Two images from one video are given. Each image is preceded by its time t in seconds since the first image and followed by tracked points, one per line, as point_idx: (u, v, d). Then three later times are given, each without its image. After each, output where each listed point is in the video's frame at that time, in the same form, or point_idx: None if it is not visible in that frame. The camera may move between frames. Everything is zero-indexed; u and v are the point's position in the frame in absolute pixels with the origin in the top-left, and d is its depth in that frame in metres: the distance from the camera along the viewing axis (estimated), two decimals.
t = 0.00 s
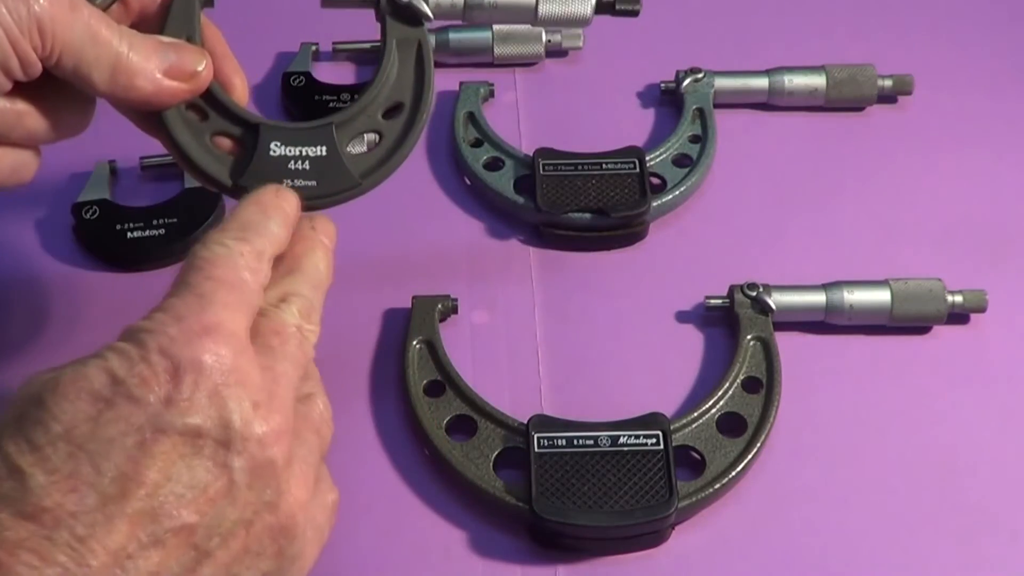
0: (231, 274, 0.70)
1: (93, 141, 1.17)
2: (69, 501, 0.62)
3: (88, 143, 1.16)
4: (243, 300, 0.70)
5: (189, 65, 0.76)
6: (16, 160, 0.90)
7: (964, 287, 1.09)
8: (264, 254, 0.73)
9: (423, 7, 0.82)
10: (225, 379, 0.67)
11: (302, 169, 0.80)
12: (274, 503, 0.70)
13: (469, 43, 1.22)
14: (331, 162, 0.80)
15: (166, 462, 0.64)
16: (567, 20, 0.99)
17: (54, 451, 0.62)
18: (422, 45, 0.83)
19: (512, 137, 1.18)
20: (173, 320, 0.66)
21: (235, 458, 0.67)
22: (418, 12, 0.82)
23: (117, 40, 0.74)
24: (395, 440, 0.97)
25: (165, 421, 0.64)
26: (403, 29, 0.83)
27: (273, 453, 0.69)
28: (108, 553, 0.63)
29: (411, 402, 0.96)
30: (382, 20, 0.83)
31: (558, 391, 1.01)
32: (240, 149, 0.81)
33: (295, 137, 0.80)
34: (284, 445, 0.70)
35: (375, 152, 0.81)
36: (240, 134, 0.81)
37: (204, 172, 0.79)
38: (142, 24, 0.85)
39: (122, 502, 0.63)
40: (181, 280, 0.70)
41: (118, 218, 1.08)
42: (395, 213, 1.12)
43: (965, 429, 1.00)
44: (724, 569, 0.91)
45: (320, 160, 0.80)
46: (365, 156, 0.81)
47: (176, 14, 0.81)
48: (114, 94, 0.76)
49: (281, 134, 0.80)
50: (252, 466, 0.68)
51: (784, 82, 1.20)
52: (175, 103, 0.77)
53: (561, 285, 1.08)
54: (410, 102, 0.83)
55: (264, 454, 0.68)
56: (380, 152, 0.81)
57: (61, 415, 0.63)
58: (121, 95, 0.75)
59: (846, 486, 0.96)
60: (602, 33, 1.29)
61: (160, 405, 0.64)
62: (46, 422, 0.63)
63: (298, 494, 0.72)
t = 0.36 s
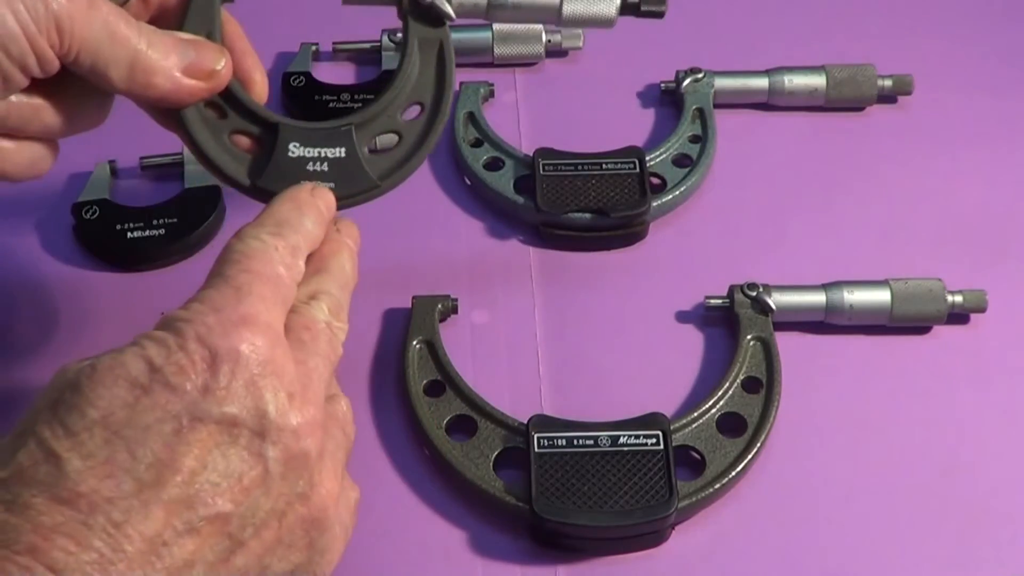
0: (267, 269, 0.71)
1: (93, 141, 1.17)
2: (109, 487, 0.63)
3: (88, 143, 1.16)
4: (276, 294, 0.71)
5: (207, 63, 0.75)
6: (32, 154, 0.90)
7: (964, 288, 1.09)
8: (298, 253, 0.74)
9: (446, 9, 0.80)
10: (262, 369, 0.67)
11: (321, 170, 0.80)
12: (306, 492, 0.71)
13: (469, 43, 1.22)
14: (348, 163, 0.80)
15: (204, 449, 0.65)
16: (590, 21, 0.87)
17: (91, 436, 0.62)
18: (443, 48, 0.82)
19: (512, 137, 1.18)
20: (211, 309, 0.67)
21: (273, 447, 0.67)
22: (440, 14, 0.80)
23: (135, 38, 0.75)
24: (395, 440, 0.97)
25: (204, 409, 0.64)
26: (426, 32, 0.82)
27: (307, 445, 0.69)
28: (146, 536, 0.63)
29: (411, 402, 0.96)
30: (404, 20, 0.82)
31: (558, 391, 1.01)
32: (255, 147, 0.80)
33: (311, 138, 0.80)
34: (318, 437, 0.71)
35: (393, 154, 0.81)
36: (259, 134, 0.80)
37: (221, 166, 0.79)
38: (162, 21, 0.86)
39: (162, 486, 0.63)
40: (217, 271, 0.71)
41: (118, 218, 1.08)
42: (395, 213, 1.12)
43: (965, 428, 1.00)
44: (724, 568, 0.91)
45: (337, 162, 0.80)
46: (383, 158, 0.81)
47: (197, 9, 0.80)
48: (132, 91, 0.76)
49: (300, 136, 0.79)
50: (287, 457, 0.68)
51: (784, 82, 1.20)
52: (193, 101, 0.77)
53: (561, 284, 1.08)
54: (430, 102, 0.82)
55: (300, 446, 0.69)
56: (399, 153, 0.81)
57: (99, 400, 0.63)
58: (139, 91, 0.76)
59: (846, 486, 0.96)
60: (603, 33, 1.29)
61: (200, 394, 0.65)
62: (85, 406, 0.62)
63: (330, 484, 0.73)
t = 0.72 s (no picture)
0: (234, 111, 0.68)
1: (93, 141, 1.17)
2: (127, 329, 0.58)
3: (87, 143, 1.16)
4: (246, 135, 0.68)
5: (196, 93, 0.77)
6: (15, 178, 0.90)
7: (964, 288, 1.09)
8: (260, 91, 0.71)
9: (427, 44, 0.98)
10: (250, 212, 0.65)
11: (304, 202, 0.93)
12: (302, 322, 0.69)
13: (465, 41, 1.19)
14: (329, 197, 0.94)
15: (208, 283, 0.62)
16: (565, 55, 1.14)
17: (94, 278, 0.58)
18: (424, 82, 0.98)
19: (512, 137, 1.18)
20: (188, 155, 0.64)
21: (271, 257, 0.66)
22: (421, 47, 0.98)
23: (124, 70, 0.74)
24: (395, 440, 0.97)
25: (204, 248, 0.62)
26: (409, 71, 0.99)
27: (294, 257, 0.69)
28: (162, 364, 0.59)
29: (411, 402, 0.96)
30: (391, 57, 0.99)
31: (557, 392, 1.01)
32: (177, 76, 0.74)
33: (296, 170, 0.93)
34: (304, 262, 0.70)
35: (377, 184, 0.97)
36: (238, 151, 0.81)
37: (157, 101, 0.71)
38: (147, 49, 0.90)
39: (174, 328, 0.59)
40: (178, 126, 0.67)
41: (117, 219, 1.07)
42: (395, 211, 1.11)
43: (965, 427, 1.00)
44: (724, 569, 0.91)
45: (320, 193, 0.94)
46: (364, 191, 0.96)
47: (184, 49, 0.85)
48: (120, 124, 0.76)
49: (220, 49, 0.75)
50: (284, 287, 0.67)
51: (784, 82, 1.20)
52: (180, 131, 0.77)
53: (561, 284, 1.08)
54: (411, 135, 0.99)
55: (291, 256, 0.68)
56: (379, 185, 0.97)
57: (98, 247, 0.59)
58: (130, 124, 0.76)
59: (846, 485, 0.96)
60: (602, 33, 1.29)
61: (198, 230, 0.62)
62: (81, 255, 0.58)
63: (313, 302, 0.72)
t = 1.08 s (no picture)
0: (283, 113, 0.71)
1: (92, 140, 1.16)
2: (183, 312, 0.62)
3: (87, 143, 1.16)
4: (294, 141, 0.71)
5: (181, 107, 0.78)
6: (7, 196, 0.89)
7: (964, 288, 1.09)
8: (308, 96, 0.74)
9: (417, 54, 0.92)
10: (299, 209, 0.69)
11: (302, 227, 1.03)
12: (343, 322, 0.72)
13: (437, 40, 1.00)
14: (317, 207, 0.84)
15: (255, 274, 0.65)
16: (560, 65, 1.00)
17: (152, 259, 0.62)
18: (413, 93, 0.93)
19: (512, 138, 1.18)
20: (244, 152, 0.68)
21: (319, 255, 0.69)
22: (413, 59, 0.92)
23: (112, 81, 0.75)
24: (395, 439, 0.97)
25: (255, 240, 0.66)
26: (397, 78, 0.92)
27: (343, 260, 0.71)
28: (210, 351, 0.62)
29: (411, 402, 0.96)
30: (381, 67, 0.92)
31: (557, 392, 1.01)
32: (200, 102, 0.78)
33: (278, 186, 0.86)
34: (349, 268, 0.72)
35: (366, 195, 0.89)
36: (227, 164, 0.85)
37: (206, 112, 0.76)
38: (136, 58, 0.89)
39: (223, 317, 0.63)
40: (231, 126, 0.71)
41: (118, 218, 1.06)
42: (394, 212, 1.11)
43: (965, 427, 1.00)
44: (724, 569, 0.91)
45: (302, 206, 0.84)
46: (352, 202, 0.89)
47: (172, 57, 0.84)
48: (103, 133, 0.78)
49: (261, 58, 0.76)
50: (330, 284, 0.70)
51: (784, 82, 1.20)
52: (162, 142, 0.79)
53: (561, 284, 1.08)
54: (400, 147, 0.93)
55: (339, 256, 0.70)
56: (369, 196, 0.90)
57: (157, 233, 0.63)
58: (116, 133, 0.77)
59: (846, 484, 0.96)
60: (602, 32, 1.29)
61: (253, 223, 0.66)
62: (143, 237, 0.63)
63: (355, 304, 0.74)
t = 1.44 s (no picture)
0: (296, 115, 0.72)
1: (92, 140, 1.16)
2: (193, 304, 0.63)
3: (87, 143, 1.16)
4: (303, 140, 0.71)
5: (179, 110, 0.79)
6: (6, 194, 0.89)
7: (964, 287, 1.09)
8: (320, 98, 0.74)
9: (415, 60, 0.90)
10: (309, 206, 0.69)
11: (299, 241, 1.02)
12: (350, 320, 0.72)
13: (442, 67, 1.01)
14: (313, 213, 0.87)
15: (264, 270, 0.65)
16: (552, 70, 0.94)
17: (162, 254, 0.63)
18: (411, 97, 0.91)
19: (512, 137, 1.18)
20: (255, 150, 0.68)
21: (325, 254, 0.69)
22: (409, 62, 0.90)
23: (110, 84, 0.75)
24: (395, 439, 0.97)
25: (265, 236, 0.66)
26: (394, 79, 0.91)
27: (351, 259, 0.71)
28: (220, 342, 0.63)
29: (411, 402, 0.96)
30: (376, 69, 0.91)
31: (557, 392, 1.01)
32: (204, 113, 0.79)
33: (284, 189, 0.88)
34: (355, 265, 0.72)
35: (362, 199, 0.91)
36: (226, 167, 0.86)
37: (222, 111, 0.75)
38: (134, 62, 0.89)
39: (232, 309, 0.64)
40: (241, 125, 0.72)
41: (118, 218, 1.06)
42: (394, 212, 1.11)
43: (965, 427, 1.00)
44: (724, 568, 0.91)
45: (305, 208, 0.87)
46: (349, 205, 0.91)
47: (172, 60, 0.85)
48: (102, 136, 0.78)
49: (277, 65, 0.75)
50: (336, 282, 0.70)
51: (784, 82, 1.20)
52: (160, 145, 0.80)
53: (561, 284, 1.08)
54: (398, 150, 0.93)
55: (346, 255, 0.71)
56: (365, 200, 0.91)
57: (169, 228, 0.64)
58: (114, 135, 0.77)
59: (845, 484, 0.96)
60: (602, 32, 1.29)
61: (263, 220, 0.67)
62: (153, 231, 0.63)
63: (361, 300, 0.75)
